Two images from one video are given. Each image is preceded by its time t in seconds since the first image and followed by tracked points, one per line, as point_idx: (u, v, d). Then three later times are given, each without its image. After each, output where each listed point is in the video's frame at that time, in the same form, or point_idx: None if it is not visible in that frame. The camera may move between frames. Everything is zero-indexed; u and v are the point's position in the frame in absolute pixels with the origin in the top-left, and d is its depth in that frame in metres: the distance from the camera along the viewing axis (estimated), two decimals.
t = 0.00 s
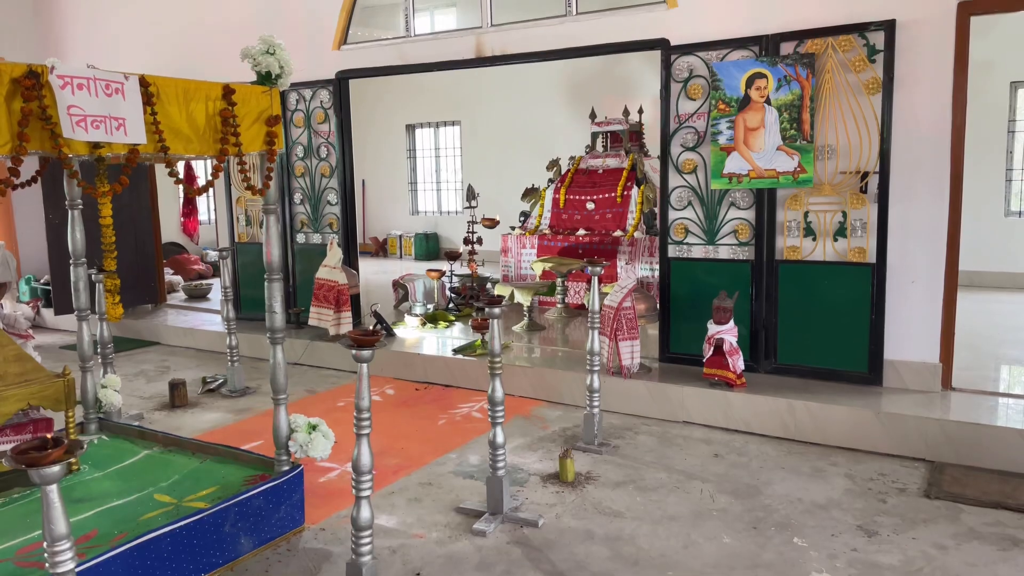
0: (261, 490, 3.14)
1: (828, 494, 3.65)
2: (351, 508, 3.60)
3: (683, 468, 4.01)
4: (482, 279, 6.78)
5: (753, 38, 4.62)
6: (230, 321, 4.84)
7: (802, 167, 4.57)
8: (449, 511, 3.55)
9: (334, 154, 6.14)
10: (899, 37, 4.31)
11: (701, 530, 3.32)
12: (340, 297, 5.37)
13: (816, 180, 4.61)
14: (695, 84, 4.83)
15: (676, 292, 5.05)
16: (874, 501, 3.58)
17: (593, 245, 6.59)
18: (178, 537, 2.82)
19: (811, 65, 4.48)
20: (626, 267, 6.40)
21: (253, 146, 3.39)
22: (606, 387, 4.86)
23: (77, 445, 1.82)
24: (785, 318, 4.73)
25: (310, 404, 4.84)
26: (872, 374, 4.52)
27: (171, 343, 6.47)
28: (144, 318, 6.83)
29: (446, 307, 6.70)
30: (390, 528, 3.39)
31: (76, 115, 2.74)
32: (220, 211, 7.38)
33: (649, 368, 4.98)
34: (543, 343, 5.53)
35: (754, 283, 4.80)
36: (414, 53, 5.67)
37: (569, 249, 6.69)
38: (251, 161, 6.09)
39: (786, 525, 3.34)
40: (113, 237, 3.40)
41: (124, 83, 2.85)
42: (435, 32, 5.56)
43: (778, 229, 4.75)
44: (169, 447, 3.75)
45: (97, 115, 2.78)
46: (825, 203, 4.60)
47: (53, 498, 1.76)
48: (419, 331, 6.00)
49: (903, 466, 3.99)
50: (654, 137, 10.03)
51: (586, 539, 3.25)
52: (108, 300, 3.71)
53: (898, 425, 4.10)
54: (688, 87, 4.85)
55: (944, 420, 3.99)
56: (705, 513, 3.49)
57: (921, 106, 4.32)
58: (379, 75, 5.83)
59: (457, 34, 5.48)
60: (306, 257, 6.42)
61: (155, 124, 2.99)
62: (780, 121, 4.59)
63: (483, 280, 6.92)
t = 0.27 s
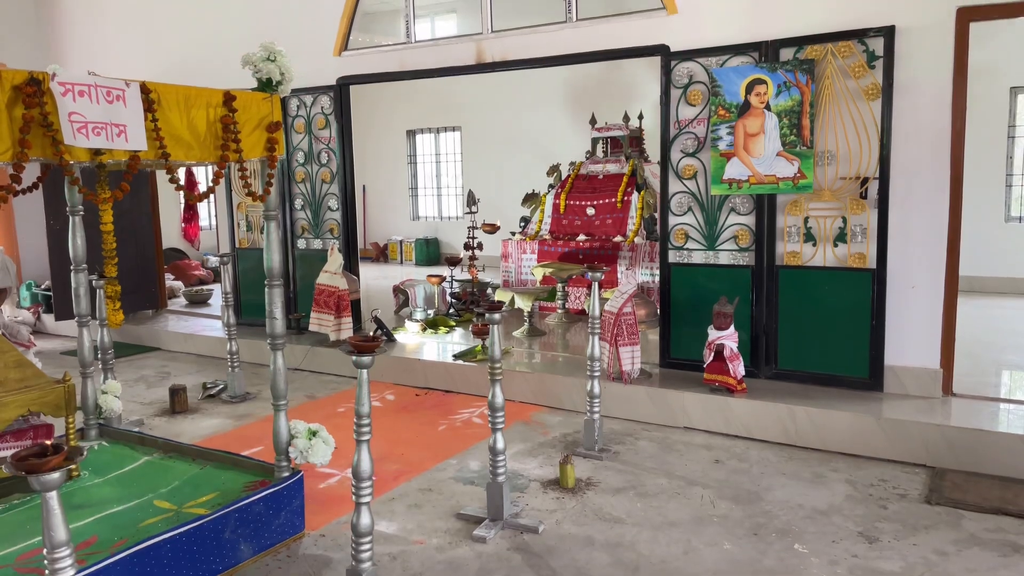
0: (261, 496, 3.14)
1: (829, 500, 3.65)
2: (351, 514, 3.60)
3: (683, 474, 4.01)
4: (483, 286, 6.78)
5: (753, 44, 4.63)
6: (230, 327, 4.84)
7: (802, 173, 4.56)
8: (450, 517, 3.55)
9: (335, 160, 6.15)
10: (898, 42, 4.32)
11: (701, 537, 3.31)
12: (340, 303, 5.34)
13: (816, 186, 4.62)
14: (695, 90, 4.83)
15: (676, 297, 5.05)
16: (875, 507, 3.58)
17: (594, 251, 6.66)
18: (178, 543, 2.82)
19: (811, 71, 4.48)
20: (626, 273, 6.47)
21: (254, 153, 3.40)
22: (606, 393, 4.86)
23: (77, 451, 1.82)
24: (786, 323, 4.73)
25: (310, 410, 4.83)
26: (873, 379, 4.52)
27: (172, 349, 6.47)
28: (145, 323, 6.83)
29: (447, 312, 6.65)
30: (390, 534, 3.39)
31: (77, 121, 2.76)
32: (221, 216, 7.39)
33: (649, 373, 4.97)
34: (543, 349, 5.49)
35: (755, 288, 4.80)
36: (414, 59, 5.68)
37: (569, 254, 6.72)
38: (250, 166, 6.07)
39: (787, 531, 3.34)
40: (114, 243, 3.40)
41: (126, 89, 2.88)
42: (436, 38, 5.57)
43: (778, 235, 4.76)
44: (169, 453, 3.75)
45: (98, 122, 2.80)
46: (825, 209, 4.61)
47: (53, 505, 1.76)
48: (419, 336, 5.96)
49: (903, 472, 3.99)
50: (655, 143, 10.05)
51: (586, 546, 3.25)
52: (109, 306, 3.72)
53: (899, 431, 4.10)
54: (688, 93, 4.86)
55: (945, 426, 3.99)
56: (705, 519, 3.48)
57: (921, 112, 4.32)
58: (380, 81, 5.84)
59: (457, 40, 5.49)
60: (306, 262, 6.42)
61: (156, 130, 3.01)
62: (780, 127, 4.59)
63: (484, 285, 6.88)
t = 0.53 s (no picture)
0: (261, 503, 3.13)
1: (830, 508, 3.64)
2: (352, 521, 3.59)
3: (684, 481, 4.00)
4: (484, 291, 6.76)
5: (754, 51, 4.64)
6: (232, 333, 4.84)
7: (803, 179, 4.57)
8: (450, 524, 3.54)
9: (337, 166, 6.15)
10: (898, 49, 4.33)
11: (703, 544, 3.30)
12: (341, 309, 5.32)
13: (817, 193, 4.62)
14: (696, 96, 4.85)
15: (677, 303, 5.04)
16: (877, 515, 3.56)
17: (595, 256, 6.61)
18: (179, 550, 2.81)
19: (812, 78, 4.50)
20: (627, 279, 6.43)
21: (256, 159, 3.43)
22: (607, 399, 4.85)
23: (77, 458, 1.82)
24: (787, 330, 4.72)
25: (310, 416, 4.81)
26: (874, 386, 4.52)
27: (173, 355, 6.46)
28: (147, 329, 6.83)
29: (448, 319, 6.61)
30: (390, 541, 3.38)
31: (79, 128, 2.77)
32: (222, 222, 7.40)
33: (651, 380, 4.96)
34: (544, 355, 5.46)
35: (756, 295, 4.79)
36: (415, 66, 5.70)
37: (570, 261, 6.71)
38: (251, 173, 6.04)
39: (788, 539, 3.33)
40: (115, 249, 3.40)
41: (128, 96, 2.90)
42: (437, 45, 5.58)
43: (779, 241, 4.75)
44: (170, 460, 3.75)
45: (100, 128, 2.81)
46: (827, 215, 4.61)
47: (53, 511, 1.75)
48: (420, 342, 5.93)
49: (905, 479, 3.98)
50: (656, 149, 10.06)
51: (587, 553, 3.24)
52: (110, 312, 3.73)
53: (901, 437, 4.09)
54: (689, 99, 4.87)
55: (946, 433, 3.98)
56: (707, 526, 3.47)
57: (922, 119, 4.33)
58: (382, 88, 5.85)
59: (458, 47, 5.50)
60: (307, 268, 6.43)
61: (158, 136, 3.04)
62: (781, 134, 4.60)
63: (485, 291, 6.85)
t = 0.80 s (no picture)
0: (263, 509, 3.13)
1: (833, 514, 3.63)
2: (353, 527, 3.59)
3: (686, 487, 4.00)
4: (485, 298, 6.74)
5: (755, 57, 4.65)
6: (234, 339, 4.84)
7: (804, 186, 4.57)
8: (452, 530, 3.53)
9: (338, 173, 6.16)
10: (900, 55, 4.34)
11: (705, 550, 3.29)
12: (343, 315, 5.31)
13: (819, 199, 4.63)
14: (697, 103, 4.85)
15: (678, 309, 5.02)
16: (879, 521, 3.55)
17: (596, 262, 6.65)
18: (180, 556, 2.80)
19: (812, 84, 4.49)
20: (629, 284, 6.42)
21: (258, 165, 3.43)
22: (609, 406, 4.83)
23: (78, 464, 1.82)
24: (789, 337, 4.71)
25: (311, 422, 4.81)
26: (876, 393, 4.51)
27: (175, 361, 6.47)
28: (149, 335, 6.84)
29: (450, 325, 6.57)
30: (392, 547, 3.38)
31: (82, 134, 2.79)
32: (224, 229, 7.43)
33: (652, 387, 4.94)
34: (546, 360, 5.44)
35: (758, 301, 4.78)
36: (417, 72, 5.71)
37: (572, 266, 6.73)
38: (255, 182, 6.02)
39: (791, 546, 3.32)
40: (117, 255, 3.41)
41: (130, 103, 2.93)
42: (439, 51, 5.60)
43: (781, 247, 4.74)
44: (171, 466, 3.75)
45: (103, 135, 2.84)
46: (828, 221, 4.61)
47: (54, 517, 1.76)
48: (422, 348, 5.90)
49: (908, 485, 3.97)
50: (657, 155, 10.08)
51: (588, 559, 3.23)
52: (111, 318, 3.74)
53: (903, 444, 4.08)
54: (690, 106, 4.87)
55: (949, 439, 3.97)
56: (709, 532, 3.47)
57: (922, 125, 4.34)
58: (384, 94, 5.87)
59: (459, 54, 5.51)
60: (309, 274, 6.43)
61: (160, 143, 3.06)
62: (782, 140, 4.60)
63: (487, 297, 6.81)
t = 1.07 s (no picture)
0: (265, 515, 3.12)
1: (836, 520, 3.62)
2: (355, 533, 3.58)
3: (689, 493, 3.99)
4: (487, 303, 6.77)
5: (756, 63, 4.66)
6: (236, 344, 4.84)
7: (806, 191, 4.57)
8: (453, 536, 3.52)
9: (340, 178, 6.17)
10: (901, 60, 4.34)
11: (708, 556, 3.28)
12: (344, 321, 5.29)
13: (821, 204, 4.62)
14: (699, 108, 4.85)
15: (680, 314, 4.99)
16: (883, 527, 3.54)
17: (599, 267, 6.66)
18: (181, 562, 2.79)
19: (815, 89, 4.52)
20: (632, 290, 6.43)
21: (260, 171, 3.47)
22: (612, 411, 4.81)
23: (81, 469, 1.82)
24: (792, 342, 4.69)
25: (313, 428, 4.79)
26: (879, 398, 4.49)
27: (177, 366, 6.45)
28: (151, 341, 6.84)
29: (451, 329, 6.51)
30: (393, 553, 3.37)
31: (85, 140, 2.80)
32: (226, 234, 7.44)
33: (654, 393, 4.91)
34: (548, 366, 5.43)
35: (760, 306, 4.76)
36: (419, 77, 5.71)
37: (574, 272, 6.73)
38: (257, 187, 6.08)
39: (794, 551, 3.31)
40: (121, 260, 3.40)
41: (133, 109, 2.93)
42: (441, 57, 5.61)
43: (783, 252, 4.73)
44: (173, 471, 3.75)
45: (106, 140, 2.85)
46: (831, 226, 4.60)
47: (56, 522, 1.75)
48: (424, 353, 5.86)
49: (911, 491, 3.96)
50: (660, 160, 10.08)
51: (591, 565, 3.22)
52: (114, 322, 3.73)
53: (906, 449, 4.07)
54: (692, 111, 4.87)
55: (953, 445, 3.96)
56: (712, 538, 3.45)
57: (924, 130, 4.34)
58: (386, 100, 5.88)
59: (461, 59, 5.51)
60: (311, 279, 6.43)
61: (163, 148, 3.08)
62: (784, 145, 4.61)
63: (489, 303, 6.80)
